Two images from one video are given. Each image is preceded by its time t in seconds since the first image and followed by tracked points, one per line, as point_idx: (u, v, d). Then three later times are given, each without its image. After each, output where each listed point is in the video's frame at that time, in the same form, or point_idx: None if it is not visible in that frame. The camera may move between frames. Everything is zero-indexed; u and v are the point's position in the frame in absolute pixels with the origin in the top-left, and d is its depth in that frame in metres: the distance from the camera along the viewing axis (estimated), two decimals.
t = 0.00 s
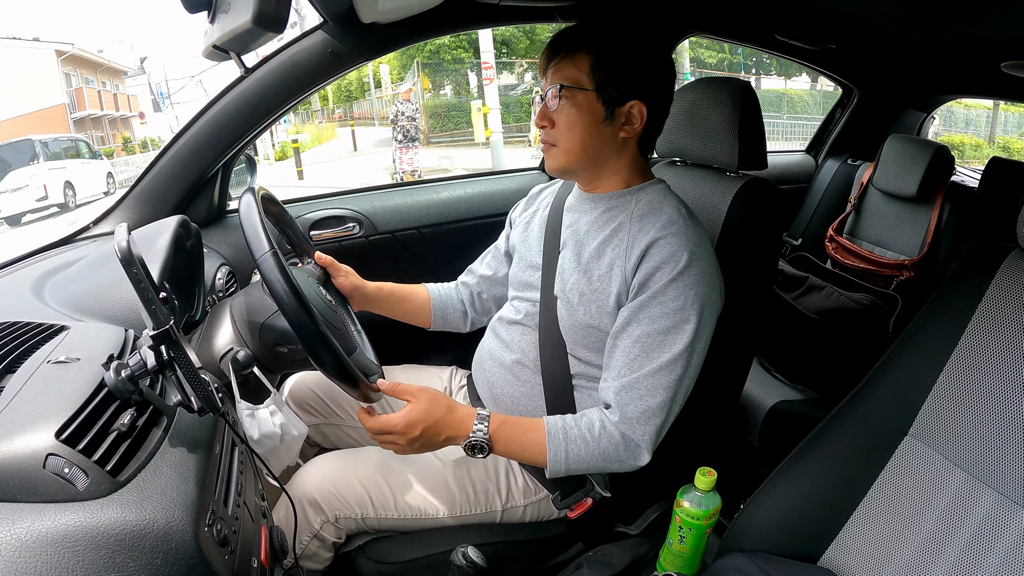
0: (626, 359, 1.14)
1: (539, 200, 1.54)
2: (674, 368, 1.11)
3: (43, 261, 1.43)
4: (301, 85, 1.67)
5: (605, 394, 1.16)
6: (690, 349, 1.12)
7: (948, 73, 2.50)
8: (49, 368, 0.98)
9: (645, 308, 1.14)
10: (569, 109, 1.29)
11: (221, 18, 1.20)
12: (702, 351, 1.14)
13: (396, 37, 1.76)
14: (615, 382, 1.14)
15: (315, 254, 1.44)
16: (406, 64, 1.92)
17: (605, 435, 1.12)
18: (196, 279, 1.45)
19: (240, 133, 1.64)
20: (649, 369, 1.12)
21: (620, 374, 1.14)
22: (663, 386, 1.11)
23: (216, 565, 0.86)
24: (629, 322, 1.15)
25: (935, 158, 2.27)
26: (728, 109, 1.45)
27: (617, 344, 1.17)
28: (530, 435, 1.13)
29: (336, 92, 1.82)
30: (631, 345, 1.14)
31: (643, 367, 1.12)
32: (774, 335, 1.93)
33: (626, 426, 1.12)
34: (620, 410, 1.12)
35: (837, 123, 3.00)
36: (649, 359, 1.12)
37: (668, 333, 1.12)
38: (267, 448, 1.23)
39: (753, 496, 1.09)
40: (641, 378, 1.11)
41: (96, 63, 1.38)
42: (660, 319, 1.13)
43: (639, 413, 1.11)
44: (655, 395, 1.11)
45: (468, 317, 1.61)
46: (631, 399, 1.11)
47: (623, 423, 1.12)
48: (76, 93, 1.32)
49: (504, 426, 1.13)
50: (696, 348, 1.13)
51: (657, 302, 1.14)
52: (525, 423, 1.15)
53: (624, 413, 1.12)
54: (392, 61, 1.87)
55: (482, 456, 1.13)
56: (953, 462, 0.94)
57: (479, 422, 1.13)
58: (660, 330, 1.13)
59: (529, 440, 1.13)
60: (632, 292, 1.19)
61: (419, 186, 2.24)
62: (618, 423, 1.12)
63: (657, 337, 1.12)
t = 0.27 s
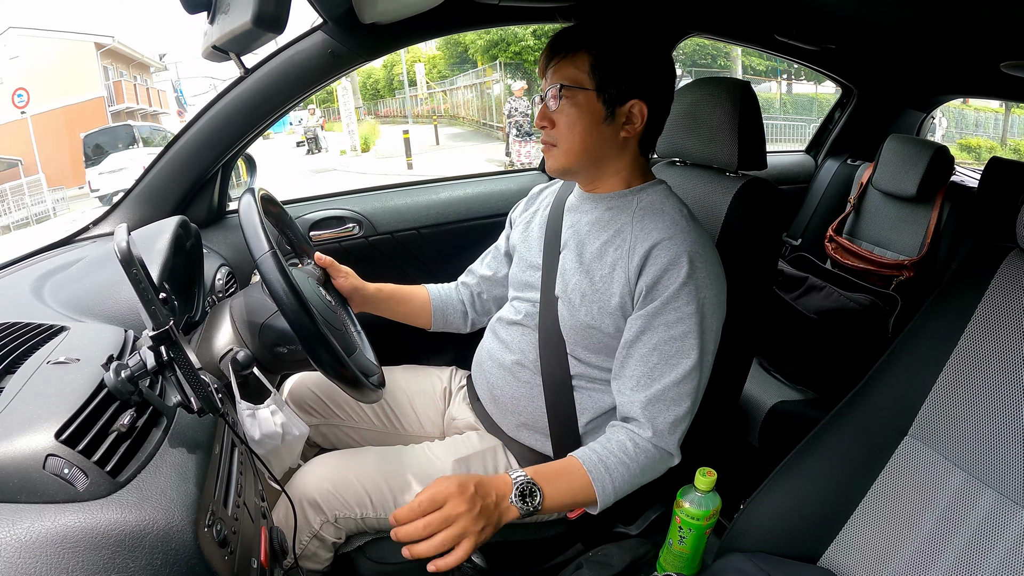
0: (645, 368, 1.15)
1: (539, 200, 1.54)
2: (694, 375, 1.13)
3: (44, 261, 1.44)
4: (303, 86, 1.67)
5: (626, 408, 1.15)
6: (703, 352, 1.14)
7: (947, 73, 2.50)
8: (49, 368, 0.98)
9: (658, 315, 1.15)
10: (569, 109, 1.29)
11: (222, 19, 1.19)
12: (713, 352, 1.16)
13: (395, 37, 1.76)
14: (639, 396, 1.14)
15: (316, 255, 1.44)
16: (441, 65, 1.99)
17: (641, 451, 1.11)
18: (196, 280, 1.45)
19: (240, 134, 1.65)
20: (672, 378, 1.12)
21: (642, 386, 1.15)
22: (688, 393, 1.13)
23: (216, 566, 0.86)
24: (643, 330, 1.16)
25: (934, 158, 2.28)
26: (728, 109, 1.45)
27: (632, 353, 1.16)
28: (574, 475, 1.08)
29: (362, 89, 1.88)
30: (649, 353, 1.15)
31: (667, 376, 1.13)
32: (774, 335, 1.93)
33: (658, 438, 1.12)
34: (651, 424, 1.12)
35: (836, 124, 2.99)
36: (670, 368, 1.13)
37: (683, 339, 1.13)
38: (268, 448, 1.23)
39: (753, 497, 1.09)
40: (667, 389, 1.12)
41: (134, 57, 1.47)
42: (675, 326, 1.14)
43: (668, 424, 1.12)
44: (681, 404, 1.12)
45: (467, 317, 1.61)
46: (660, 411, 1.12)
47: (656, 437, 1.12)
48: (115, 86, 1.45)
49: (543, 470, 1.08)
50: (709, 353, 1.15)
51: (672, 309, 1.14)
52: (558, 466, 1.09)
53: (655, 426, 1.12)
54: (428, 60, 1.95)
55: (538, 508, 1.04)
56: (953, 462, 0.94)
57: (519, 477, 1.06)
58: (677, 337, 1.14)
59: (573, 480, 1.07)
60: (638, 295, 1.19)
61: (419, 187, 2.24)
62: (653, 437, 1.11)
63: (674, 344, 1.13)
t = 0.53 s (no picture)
0: (652, 366, 1.15)
1: (540, 197, 1.54)
2: (701, 371, 1.13)
3: (45, 262, 1.44)
4: (301, 86, 1.67)
5: (636, 409, 1.15)
6: (708, 347, 1.14)
7: (948, 66, 2.50)
8: (51, 370, 0.98)
9: (663, 313, 1.15)
10: (574, 104, 1.29)
11: (221, 18, 1.19)
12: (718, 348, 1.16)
13: (395, 35, 1.76)
14: (648, 394, 1.14)
15: (317, 254, 1.44)
16: (481, 65, 2.02)
17: (653, 458, 1.11)
18: (197, 280, 1.44)
19: (240, 133, 1.64)
20: (680, 375, 1.13)
21: (651, 384, 1.15)
22: (697, 389, 1.13)
23: (220, 566, 0.86)
24: (649, 328, 1.16)
25: (934, 152, 2.28)
26: (728, 104, 1.45)
27: (639, 351, 1.17)
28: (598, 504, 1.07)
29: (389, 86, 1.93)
30: (656, 351, 1.15)
31: (675, 375, 1.13)
32: (776, 330, 1.93)
33: (670, 438, 1.12)
34: (661, 423, 1.12)
35: (836, 120, 2.99)
36: (677, 364, 1.14)
37: (689, 338, 1.14)
38: (270, 447, 1.23)
39: (756, 492, 1.09)
40: (677, 386, 1.13)
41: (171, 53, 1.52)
42: (681, 325, 1.14)
43: (679, 423, 1.13)
44: (691, 400, 1.13)
45: (469, 314, 1.61)
46: (671, 410, 1.13)
47: (667, 436, 1.12)
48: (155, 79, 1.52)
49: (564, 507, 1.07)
50: (714, 349, 1.16)
51: (678, 306, 1.15)
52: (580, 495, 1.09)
53: (666, 426, 1.12)
54: (466, 60, 1.98)
55: (568, 545, 1.06)
56: (955, 456, 0.94)
57: (547, 522, 1.06)
58: (683, 334, 1.14)
59: (597, 507, 1.07)
60: (642, 292, 1.19)
61: (420, 185, 2.24)
62: (663, 436, 1.12)
63: (681, 341, 1.14)
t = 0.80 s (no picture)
0: (654, 364, 1.15)
1: (542, 195, 1.54)
2: (703, 369, 1.13)
3: (46, 267, 1.44)
4: (301, 87, 1.67)
5: (639, 406, 1.15)
6: (709, 345, 1.14)
7: (948, 60, 2.49)
8: (55, 374, 0.98)
9: (665, 311, 1.15)
10: (580, 98, 1.29)
11: (220, 22, 1.19)
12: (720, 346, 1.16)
13: (394, 35, 1.76)
14: (650, 393, 1.14)
15: (319, 255, 1.44)
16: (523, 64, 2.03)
17: (654, 459, 1.11)
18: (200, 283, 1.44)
19: (240, 136, 1.65)
20: (681, 374, 1.13)
21: (653, 382, 1.15)
22: (699, 387, 1.13)
23: (226, 568, 0.87)
24: (651, 326, 1.16)
25: (936, 146, 2.28)
26: (728, 101, 1.45)
27: (641, 350, 1.17)
28: (599, 509, 1.08)
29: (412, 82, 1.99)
30: (658, 349, 1.15)
31: (678, 373, 1.13)
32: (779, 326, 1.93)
33: (673, 436, 1.12)
34: (664, 421, 1.12)
35: (836, 115, 2.98)
36: (678, 362, 1.14)
37: (692, 335, 1.14)
38: (272, 450, 1.23)
39: (761, 489, 1.09)
40: (678, 385, 1.13)
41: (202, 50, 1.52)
42: (682, 322, 1.14)
43: (682, 420, 1.12)
44: (693, 399, 1.13)
45: (471, 313, 1.61)
46: (673, 407, 1.13)
47: (670, 434, 1.12)
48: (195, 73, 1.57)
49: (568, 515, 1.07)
50: (716, 346, 1.15)
51: (679, 304, 1.15)
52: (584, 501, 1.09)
53: (669, 423, 1.12)
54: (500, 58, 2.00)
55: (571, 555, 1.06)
56: (959, 450, 0.94)
57: (552, 532, 1.05)
58: (685, 331, 1.14)
59: (599, 513, 1.08)
60: (643, 290, 1.19)
61: (421, 185, 2.24)
62: (663, 436, 1.12)
63: (683, 339, 1.14)
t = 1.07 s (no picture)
0: (655, 365, 1.15)
1: (543, 198, 1.54)
2: (704, 370, 1.13)
3: (48, 270, 1.44)
4: (302, 90, 1.67)
5: (640, 408, 1.15)
6: (710, 345, 1.14)
7: (948, 61, 2.49)
8: (56, 378, 0.98)
9: (666, 313, 1.15)
10: (584, 102, 1.29)
11: (219, 26, 1.19)
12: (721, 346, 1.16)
13: (394, 38, 1.76)
14: (651, 393, 1.14)
15: (319, 258, 1.44)
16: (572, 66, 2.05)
17: (655, 461, 1.11)
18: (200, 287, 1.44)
19: (240, 139, 1.65)
20: (682, 373, 1.13)
21: (653, 382, 1.15)
22: (699, 388, 1.13)
23: (227, 571, 0.87)
24: (652, 327, 1.16)
25: (937, 147, 2.28)
26: (728, 102, 1.45)
27: (641, 350, 1.17)
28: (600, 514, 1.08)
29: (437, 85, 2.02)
30: (659, 351, 1.15)
31: (679, 374, 1.13)
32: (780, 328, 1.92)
33: (674, 438, 1.12)
34: (666, 422, 1.12)
35: (836, 116, 2.98)
36: (679, 364, 1.14)
37: (693, 337, 1.13)
38: (274, 452, 1.23)
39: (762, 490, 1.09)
40: (678, 385, 1.12)
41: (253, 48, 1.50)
42: (683, 324, 1.14)
43: (684, 422, 1.12)
44: (693, 399, 1.13)
45: (473, 316, 1.61)
46: (674, 409, 1.12)
47: (671, 436, 1.12)
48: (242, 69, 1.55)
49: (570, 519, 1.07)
50: (717, 347, 1.15)
51: (679, 304, 1.15)
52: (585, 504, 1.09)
53: (670, 425, 1.12)
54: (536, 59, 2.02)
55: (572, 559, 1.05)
56: (960, 451, 0.94)
57: (553, 536, 1.05)
58: (686, 333, 1.14)
59: (601, 517, 1.08)
60: (644, 290, 1.19)
61: (422, 188, 2.24)
62: (663, 436, 1.12)
63: (684, 340, 1.14)
